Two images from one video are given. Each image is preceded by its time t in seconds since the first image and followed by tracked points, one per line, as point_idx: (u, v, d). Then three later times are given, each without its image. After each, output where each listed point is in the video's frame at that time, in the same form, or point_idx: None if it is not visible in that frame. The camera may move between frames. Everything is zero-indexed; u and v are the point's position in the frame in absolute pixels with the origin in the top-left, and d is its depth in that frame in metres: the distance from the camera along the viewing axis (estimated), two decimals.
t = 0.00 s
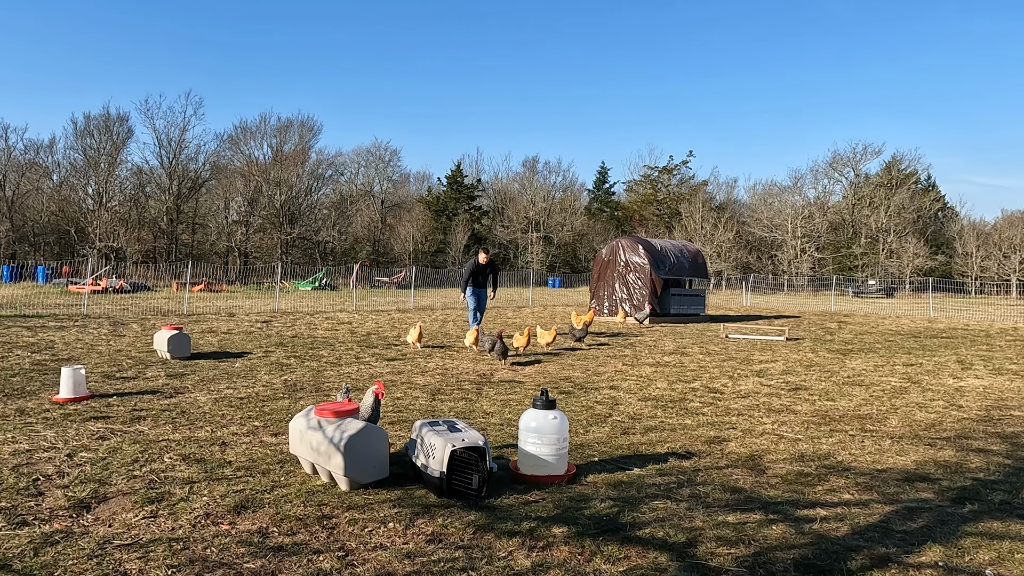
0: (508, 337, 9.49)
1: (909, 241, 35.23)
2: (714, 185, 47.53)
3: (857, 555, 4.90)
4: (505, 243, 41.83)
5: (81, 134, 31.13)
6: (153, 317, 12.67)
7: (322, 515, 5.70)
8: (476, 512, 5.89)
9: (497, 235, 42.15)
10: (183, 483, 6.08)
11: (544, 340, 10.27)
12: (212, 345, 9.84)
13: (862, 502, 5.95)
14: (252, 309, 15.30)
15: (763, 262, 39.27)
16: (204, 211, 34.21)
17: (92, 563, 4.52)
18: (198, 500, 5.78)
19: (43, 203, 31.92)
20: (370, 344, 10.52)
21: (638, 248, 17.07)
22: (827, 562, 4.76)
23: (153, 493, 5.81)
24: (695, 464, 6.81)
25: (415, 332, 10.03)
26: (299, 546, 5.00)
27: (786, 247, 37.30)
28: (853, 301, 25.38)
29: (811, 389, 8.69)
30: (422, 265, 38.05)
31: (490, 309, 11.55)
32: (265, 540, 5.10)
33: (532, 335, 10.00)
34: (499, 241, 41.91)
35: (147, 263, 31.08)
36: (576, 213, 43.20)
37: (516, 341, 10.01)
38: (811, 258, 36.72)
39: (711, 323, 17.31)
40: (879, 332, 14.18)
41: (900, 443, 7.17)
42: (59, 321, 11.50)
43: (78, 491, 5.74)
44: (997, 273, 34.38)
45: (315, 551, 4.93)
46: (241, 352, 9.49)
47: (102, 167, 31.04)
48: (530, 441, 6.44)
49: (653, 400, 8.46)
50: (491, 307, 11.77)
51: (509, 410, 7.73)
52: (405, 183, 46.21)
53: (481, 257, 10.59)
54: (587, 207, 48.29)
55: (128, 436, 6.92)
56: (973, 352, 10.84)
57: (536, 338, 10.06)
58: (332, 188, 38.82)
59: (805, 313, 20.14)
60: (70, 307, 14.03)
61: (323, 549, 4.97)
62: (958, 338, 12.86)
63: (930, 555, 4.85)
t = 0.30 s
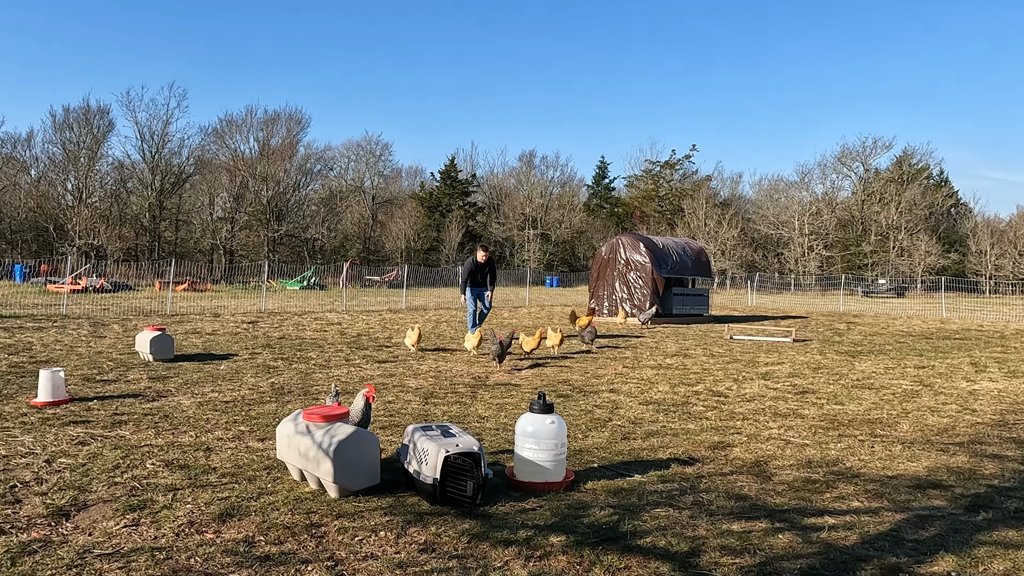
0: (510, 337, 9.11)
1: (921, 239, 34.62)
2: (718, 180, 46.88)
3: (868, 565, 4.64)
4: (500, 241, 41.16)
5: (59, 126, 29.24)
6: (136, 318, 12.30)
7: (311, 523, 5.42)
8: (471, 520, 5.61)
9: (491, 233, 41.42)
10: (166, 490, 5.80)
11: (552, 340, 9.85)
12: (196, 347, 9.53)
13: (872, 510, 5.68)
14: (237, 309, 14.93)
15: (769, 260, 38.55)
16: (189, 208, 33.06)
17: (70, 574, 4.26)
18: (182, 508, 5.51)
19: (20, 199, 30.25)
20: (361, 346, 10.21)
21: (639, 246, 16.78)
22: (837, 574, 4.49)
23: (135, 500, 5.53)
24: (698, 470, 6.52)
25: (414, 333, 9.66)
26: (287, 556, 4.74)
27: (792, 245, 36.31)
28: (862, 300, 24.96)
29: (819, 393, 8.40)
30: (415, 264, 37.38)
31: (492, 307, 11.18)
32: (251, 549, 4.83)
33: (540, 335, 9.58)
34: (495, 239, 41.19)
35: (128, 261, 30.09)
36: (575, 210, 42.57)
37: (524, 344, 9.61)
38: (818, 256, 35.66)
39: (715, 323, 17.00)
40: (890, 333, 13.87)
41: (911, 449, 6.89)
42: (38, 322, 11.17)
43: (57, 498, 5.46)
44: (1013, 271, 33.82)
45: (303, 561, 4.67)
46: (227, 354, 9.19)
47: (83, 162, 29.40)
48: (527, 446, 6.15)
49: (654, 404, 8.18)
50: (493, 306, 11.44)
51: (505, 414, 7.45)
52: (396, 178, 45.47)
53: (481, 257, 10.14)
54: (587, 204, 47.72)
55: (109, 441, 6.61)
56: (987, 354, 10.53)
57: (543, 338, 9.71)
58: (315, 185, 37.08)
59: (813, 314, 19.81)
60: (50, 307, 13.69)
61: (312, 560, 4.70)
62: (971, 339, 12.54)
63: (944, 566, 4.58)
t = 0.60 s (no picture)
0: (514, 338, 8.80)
1: (932, 237, 33.85)
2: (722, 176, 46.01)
3: None
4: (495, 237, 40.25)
5: (38, 120, 28.72)
6: (117, 318, 11.98)
7: (299, 532, 5.16)
8: (465, 528, 5.35)
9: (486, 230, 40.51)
10: (149, 497, 5.54)
11: (561, 344, 9.65)
12: (180, 349, 9.24)
13: (882, 518, 5.42)
14: (224, 309, 14.60)
15: (775, 259, 37.68)
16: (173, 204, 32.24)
17: None
18: (165, 516, 5.25)
19: None
20: (351, 348, 9.93)
21: (639, 245, 16.51)
22: None
23: (117, 507, 5.28)
24: (702, 477, 6.25)
25: (417, 335, 9.15)
26: (274, 566, 4.50)
27: (799, 243, 35.39)
28: (871, 301, 24.51)
29: (827, 396, 8.13)
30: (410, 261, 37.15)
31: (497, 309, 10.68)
32: (237, 559, 4.59)
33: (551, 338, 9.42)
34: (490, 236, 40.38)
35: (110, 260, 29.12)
36: (574, 207, 41.59)
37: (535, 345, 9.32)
38: (826, 254, 34.76)
39: (718, 324, 16.75)
40: (900, 334, 13.54)
41: (923, 454, 6.61)
42: (18, 323, 10.87)
43: (35, 505, 5.21)
44: None
45: (290, 572, 4.42)
46: (212, 357, 8.92)
47: (61, 157, 28.79)
48: (523, 452, 5.87)
49: (655, 408, 7.90)
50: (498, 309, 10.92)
51: (501, 418, 7.18)
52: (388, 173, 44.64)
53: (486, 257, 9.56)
54: (586, 201, 47.01)
55: (90, 446, 6.34)
56: (1002, 357, 10.23)
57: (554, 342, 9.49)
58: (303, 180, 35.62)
59: (821, 315, 19.44)
60: (31, 308, 13.37)
61: (300, 570, 4.46)
62: (984, 341, 12.22)
63: None
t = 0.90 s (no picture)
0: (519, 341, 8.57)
1: (946, 235, 33.21)
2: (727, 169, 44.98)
3: None
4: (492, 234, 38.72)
5: (16, 112, 26.64)
6: (98, 319, 11.67)
7: (287, 540, 4.92)
8: (459, 536, 5.10)
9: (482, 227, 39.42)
10: (132, 504, 5.30)
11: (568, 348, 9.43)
12: (165, 351, 8.98)
13: (892, 525, 5.18)
14: (211, 310, 14.26)
15: (781, 257, 36.76)
16: (156, 201, 30.20)
17: None
18: (149, 524, 5.01)
19: None
20: (342, 349, 9.66)
21: (641, 242, 16.26)
22: None
23: (98, 515, 5.04)
24: (705, 483, 6.01)
25: (416, 337, 8.83)
26: None
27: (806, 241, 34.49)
28: (880, 301, 24.08)
29: (834, 400, 7.88)
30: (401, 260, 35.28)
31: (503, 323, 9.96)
32: (223, 570, 4.37)
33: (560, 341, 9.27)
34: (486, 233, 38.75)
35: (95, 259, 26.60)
36: (574, 203, 40.25)
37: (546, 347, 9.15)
38: (833, 252, 33.81)
39: (722, 324, 16.49)
40: (910, 335, 13.27)
41: (934, 459, 6.36)
42: None
43: (13, 513, 4.97)
44: None
45: None
46: (197, 359, 8.65)
47: (42, 151, 26.77)
48: (519, 457, 5.62)
49: (657, 411, 7.65)
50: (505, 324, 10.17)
51: (497, 422, 6.94)
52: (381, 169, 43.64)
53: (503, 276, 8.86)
54: (586, 197, 46.37)
55: (70, 451, 6.08)
56: (1016, 359, 9.98)
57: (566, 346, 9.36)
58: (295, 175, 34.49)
59: (829, 315, 19.10)
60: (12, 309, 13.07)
61: None
62: (995, 342, 11.95)
63: None
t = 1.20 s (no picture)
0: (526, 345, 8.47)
1: (956, 232, 32.17)
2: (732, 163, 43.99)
3: None
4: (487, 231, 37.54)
5: None
6: (80, 320, 11.41)
7: (276, 549, 4.70)
8: (454, 545, 4.87)
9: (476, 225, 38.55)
10: (115, 511, 5.07)
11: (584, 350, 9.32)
12: (149, 353, 8.74)
13: (901, 533, 4.96)
14: (196, 310, 14.01)
15: (787, 255, 35.95)
16: (140, 198, 28.90)
17: None
18: (132, 532, 4.78)
19: None
20: (333, 351, 9.43)
21: (642, 240, 16.00)
22: None
23: (80, 522, 4.83)
24: (708, 489, 5.78)
25: (409, 338, 8.66)
26: None
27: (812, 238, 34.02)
28: (888, 301, 23.66)
29: (842, 403, 7.65)
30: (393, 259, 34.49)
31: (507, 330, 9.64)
32: None
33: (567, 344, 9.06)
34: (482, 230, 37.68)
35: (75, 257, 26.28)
36: (573, 199, 39.18)
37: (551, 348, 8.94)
38: (842, 250, 33.41)
39: (725, 325, 16.23)
40: (920, 337, 13.02)
41: (945, 465, 6.13)
42: None
43: None
44: None
45: None
46: (182, 361, 8.41)
47: (21, 146, 25.72)
48: (516, 463, 5.38)
49: (658, 415, 7.42)
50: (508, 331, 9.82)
51: (493, 426, 6.71)
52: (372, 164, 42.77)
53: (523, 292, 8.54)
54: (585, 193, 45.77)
55: (51, 456, 5.85)
56: None
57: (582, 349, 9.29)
58: (281, 172, 32.98)
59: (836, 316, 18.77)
60: None
61: None
62: (1009, 344, 11.67)
63: None
